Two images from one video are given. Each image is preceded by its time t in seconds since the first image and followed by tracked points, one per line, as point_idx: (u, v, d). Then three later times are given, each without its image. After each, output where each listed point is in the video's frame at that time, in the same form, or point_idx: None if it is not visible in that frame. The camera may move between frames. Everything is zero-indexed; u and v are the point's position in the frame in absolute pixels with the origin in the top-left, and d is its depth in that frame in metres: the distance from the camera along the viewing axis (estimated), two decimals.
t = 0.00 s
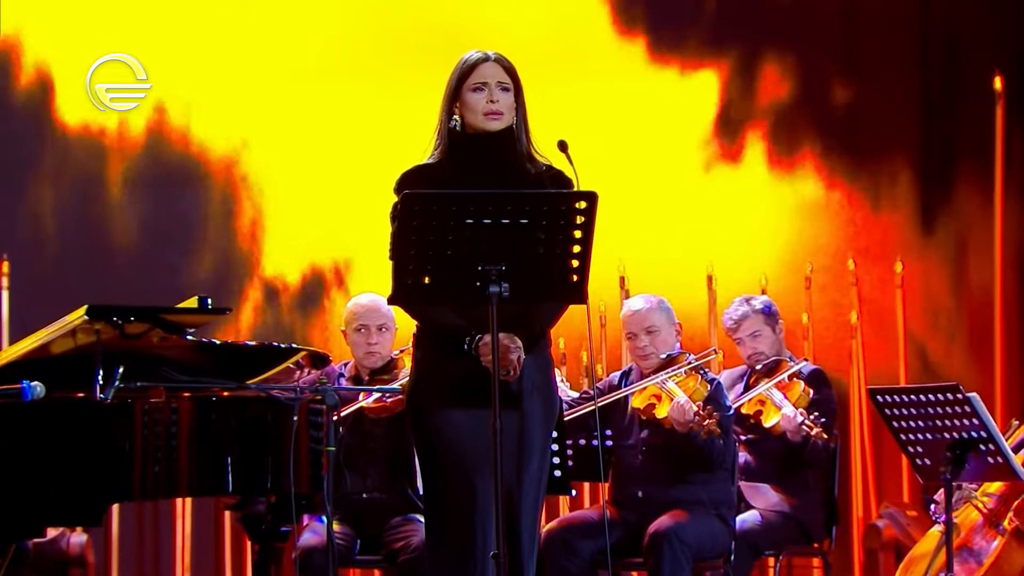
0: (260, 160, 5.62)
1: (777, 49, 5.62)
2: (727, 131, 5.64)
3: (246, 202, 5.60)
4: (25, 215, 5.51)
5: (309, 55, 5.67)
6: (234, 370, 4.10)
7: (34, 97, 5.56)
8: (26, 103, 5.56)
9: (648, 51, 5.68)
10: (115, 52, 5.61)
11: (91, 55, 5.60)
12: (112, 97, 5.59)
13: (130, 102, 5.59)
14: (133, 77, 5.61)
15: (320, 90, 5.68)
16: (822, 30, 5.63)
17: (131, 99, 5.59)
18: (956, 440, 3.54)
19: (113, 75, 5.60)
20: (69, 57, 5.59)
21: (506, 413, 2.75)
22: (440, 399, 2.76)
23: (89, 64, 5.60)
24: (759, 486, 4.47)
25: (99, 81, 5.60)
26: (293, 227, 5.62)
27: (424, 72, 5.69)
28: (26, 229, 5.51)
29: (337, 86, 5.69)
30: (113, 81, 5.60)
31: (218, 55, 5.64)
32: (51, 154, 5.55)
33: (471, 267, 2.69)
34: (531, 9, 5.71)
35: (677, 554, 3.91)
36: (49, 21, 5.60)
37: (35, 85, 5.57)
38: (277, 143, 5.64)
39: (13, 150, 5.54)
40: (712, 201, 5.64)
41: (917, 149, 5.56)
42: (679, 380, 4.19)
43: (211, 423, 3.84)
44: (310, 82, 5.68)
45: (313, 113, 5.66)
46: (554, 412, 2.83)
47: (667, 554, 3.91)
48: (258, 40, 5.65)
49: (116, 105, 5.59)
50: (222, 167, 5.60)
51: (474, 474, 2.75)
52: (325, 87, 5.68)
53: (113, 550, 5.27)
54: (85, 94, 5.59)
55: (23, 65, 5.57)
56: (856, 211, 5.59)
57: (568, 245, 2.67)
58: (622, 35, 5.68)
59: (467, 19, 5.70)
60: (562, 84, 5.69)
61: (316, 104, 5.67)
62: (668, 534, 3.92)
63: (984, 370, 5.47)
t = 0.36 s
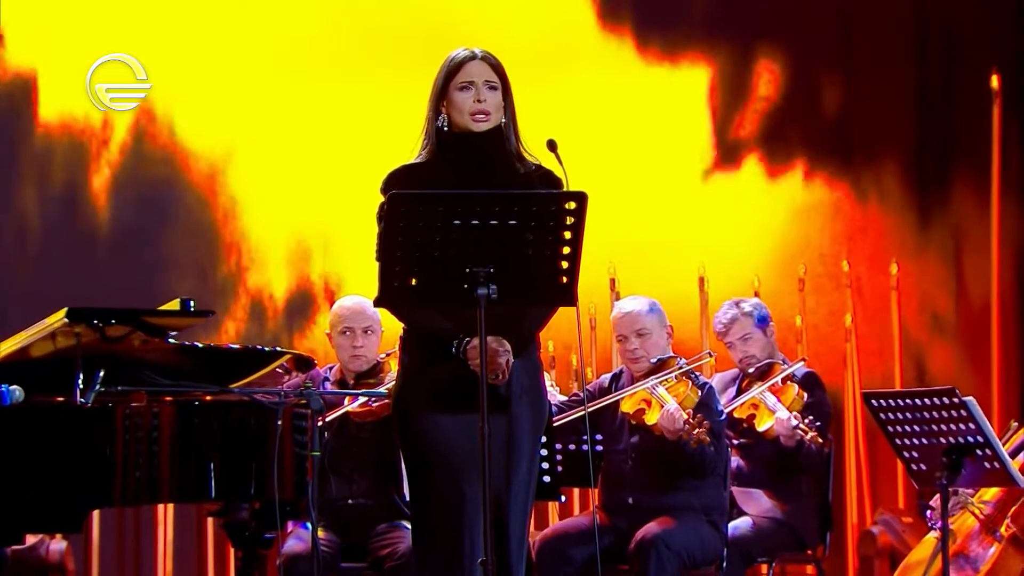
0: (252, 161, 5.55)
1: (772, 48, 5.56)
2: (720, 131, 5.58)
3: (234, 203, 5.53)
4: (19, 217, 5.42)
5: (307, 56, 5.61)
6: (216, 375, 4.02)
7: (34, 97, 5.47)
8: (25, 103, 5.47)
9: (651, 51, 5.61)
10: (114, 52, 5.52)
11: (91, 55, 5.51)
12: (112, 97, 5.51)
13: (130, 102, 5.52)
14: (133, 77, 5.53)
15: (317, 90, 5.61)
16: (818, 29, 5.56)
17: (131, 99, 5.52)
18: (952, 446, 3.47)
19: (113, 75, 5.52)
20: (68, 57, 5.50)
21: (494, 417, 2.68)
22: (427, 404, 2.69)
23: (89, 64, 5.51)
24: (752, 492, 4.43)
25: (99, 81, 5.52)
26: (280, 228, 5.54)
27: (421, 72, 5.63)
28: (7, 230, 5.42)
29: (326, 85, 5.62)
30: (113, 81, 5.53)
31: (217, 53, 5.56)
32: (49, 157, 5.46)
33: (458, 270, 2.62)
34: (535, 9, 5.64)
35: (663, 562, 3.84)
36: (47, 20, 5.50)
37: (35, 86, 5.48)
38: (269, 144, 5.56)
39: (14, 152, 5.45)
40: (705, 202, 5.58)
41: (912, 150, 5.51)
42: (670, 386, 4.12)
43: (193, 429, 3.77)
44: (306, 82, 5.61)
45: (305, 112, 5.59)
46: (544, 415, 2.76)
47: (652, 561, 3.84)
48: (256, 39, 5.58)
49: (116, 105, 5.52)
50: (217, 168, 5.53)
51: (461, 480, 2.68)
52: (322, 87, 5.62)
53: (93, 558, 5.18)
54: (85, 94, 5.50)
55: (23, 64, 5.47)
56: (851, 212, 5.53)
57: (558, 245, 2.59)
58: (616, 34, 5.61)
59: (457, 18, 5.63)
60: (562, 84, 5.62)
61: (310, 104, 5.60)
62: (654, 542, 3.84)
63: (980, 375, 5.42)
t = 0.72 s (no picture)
0: (242, 161, 5.48)
1: (766, 46, 5.49)
2: (711, 130, 5.51)
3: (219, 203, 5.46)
4: (14, 218, 5.34)
5: (305, 56, 5.53)
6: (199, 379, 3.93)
7: (32, 98, 5.40)
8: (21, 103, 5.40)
9: (651, 52, 5.54)
10: (114, 52, 5.45)
11: (91, 55, 5.44)
12: (111, 97, 5.44)
13: (130, 102, 5.45)
14: (133, 77, 5.45)
15: (310, 89, 5.53)
16: (813, 27, 5.50)
17: (131, 99, 5.45)
18: (947, 450, 3.41)
19: (112, 75, 5.45)
20: (68, 57, 5.43)
21: (481, 421, 2.61)
22: (414, 408, 2.61)
23: (89, 64, 5.44)
24: (744, 497, 4.36)
25: (99, 81, 5.45)
26: (266, 229, 5.46)
27: (417, 72, 5.55)
28: None
29: (313, 83, 5.53)
30: (113, 81, 5.46)
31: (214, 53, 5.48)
32: (44, 157, 5.39)
33: (445, 270, 2.54)
34: (536, 9, 5.57)
35: (653, 569, 3.78)
36: (47, 20, 5.44)
37: (34, 85, 5.41)
38: (258, 144, 5.49)
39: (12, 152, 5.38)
40: (697, 202, 5.51)
41: (908, 149, 5.44)
42: (658, 387, 4.07)
43: (174, 433, 3.68)
44: (301, 82, 5.53)
45: (296, 111, 5.51)
46: (532, 419, 2.69)
47: (643, 566, 3.78)
48: (252, 38, 5.50)
49: (116, 105, 5.44)
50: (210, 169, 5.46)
51: (448, 485, 2.61)
52: (318, 87, 5.53)
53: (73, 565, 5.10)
54: (85, 94, 5.43)
55: (21, 63, 5.41)
56: (844, 212, 5.47)
57: (547, 246, 2.52)
58: (607, 32, 5.54)
59: (447, 16, 5.55)
60: (562, 83, 5.55)
61: (302, 102, 5.52)
62: (644, 549, 3.79)
63: (977, 378, 5.36)
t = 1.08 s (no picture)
0: (232, 161, 5.40)
1: (759, 44, 5.43)
2: (704, 130, 5.45)
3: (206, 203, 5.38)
4: (9, 219, 5.26)
5: (296, 55, 5.46)
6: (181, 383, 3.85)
7: (30, 97, 5.31)
8: (12, 102, 5.31)
9: (655, 51, 5.46)
10: (114, 52, 5.36)
11: (92, 54, 5.36)
12: (112, 97, 5.35)
13: (130, 102, 5.36)
14: (133, 77, 5.37)
15: (305, 90, 5.46)
16: (807, 25, 5.43)
17: (132, 99, 5.36)
18: (943, 454, 3.36)
19: (112, 75, 5.36)
20: (58, 55, 5.34)
21: (469, 425, 2.54)
22: (401, 413, 2.54)
23: (89, 64, 5.35)
24: (735, 503, 4.30)
25: (99, 81, 5.36)
26: (254, 230, 5.39)
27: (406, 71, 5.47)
28: None
29: (301, 81, 5.46)
30: (113, 81, 5.37)
31: (212, 53, 5.41)
32: (41, 158, 5.31)
33: (431, 272, 2.47)
34: (538, 8, 5.50)
35: None
36: (46, 18, 5.35)
37: (32, 85, 5.32)
38: (249, 144, 5.41)
39: (12, 155, 5.29)
40: (689, 203, 5.45)
41: (902, 148, 5.39)
42: (645, 390, 4.04)
43: (155, 438, 3.60)
44: (297, 82, 5.46)
45: (294, 111, 5.44)
46: (520, 423, 2.63)
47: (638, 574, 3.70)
48: (249, 37, 5.43)
49: (116, 105, 5.36)
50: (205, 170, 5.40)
51: (436, 490, 2.54)
52: (314, 87, 5.46)
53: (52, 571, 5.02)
54: (85, 94, 5.35)
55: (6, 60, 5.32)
56: (839, 211, 5.41)
57: (535, 246, 2.45)
58: (599, 29, 5.47)
59: (437, 13, 5.48)
60: (563, 82, 5.48)
61: (294, 102, 5.45)
62: (640, 557, 3.71)
63: (973, 381, 5.31)
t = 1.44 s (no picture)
0: (219, 160, 5.33)
1: (752, 43, 5.36)
2: (695, 130, 5.38)
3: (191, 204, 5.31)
4: (1, 218, 5.19)
5: (283, 52, 5.37)
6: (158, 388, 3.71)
7: (14, 95, 5.24)
8: None
9: (654, 50, 5.39)
10: (114, 51, 5.30)
11: (92, 54, 5.29)
12: (111, 97, 5.29)
13: (130, 102, 5.29)
14: (133, 76, 5.30)
15: (300, 89, 5.38)
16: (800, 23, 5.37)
17: (132, 99, 5.29)
18: (938, 459, 3.29)
19: (112, 75, 5.29)
20: (43, 53, 5.26)
21: (455, 429, 2.47)
22: (385, 418, 2.47)
23: (89, 64, 5.29)
24: (726, 509, 4.25)
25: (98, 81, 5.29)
26: (239, 231, 5.31)
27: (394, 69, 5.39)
28: None
29: (288, 79, 5.38)
30: (113, 81, 5.30)
31: (209, 52, 5.34)
32: (41, 160, 5.24)
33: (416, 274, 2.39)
34: (539, 7, 5.43)
35: None
36: (46, 17, 5.29)
37: (30, 84, 5.25)
38: (247, 142, 5.33)
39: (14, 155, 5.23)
40: (680, 203, 5.38)
41: (896, 148, 5.34)
42: (636, 394, 4.01)
43: (134, 442, 3.52)
44: (282, 80, 5.37)
45: (280, 110, 5.36)
46: (507, 428, 2.55)
47: None
48: (242, 36, 5.35)
49: (116, 105, 5.29)
50: (196, 170, 5.32)
51: (421, 499, 2.47)
52: (299, 85, 5.38)
53: None
54: (85, 94, 5.29)
55: None
56: (831, 212, 5.35)
57: (522, 248, 2.38)
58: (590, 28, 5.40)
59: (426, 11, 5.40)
60: (559, 81, 5.41)
61: (285, 101, 5.37)
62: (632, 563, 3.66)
63: (969, 385, 5.25)
